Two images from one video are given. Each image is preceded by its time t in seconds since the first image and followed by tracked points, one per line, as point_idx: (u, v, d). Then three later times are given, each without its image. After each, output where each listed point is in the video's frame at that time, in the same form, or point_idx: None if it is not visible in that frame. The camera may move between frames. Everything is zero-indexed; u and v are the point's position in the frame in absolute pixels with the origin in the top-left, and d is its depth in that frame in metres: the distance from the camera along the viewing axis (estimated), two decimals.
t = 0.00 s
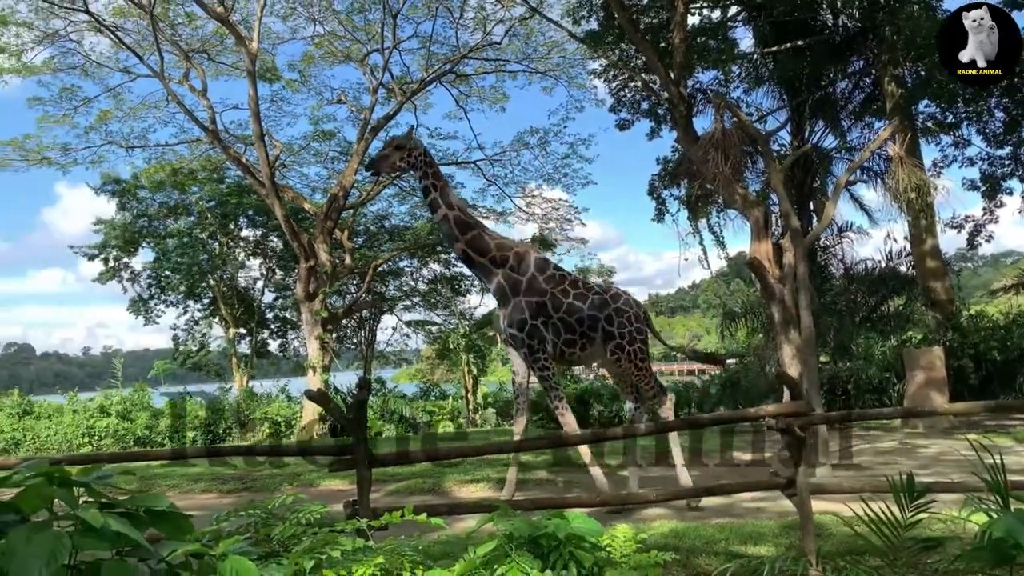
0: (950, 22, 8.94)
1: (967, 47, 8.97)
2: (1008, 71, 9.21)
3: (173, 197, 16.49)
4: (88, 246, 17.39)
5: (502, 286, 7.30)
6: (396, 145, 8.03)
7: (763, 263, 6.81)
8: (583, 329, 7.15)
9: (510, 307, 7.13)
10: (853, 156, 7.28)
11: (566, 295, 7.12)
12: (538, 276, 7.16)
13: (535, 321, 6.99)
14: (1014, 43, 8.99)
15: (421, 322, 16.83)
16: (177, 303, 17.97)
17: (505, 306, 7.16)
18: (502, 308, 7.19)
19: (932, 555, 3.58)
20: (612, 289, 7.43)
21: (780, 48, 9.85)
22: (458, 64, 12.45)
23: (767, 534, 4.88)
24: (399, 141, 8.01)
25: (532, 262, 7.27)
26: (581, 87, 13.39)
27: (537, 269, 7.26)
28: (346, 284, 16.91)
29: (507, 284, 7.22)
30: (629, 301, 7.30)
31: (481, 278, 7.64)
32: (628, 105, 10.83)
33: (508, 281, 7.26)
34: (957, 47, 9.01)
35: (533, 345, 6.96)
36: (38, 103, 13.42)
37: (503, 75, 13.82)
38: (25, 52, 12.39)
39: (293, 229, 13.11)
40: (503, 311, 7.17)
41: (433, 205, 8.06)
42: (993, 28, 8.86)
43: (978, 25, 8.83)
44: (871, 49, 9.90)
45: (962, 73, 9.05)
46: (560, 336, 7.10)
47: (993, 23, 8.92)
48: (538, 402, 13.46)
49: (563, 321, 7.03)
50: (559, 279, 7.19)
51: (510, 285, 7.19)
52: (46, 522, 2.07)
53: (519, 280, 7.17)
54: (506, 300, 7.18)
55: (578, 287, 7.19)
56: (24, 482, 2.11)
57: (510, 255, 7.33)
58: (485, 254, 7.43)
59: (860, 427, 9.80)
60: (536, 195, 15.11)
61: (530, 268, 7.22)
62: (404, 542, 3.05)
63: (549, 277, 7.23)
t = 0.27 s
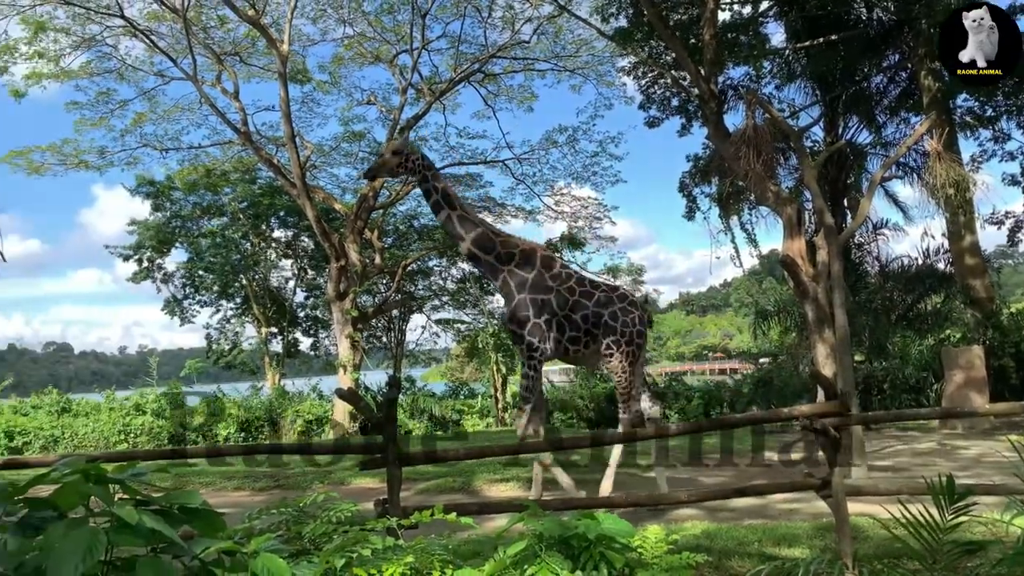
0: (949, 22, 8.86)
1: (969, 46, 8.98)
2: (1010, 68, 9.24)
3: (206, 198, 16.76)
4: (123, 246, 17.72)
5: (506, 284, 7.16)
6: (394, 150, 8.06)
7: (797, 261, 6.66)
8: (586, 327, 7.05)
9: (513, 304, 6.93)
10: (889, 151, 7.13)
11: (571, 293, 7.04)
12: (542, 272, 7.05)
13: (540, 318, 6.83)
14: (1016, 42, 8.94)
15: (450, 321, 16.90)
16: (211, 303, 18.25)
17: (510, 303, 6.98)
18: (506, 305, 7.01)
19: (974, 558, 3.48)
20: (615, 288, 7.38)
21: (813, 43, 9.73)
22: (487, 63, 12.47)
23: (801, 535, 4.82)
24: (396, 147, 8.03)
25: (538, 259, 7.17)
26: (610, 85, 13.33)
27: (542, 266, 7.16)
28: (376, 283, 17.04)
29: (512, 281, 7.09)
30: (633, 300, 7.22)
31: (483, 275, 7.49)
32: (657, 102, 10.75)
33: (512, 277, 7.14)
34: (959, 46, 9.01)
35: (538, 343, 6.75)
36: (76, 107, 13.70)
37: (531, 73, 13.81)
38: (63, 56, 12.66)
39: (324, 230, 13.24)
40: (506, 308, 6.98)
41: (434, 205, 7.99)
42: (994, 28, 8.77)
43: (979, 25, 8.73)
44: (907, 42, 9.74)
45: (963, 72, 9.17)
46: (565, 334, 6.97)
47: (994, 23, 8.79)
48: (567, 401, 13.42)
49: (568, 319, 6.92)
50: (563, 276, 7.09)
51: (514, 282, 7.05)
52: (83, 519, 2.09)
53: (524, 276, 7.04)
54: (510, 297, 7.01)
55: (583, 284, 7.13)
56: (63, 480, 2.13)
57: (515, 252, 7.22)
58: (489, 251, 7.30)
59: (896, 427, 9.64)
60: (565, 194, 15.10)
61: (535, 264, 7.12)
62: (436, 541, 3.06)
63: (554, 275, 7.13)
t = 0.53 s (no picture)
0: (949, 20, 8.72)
1: (968, 47, 8.71)
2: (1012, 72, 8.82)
3: (236, 200, 17.00)
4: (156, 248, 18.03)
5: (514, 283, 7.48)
6: (395, 157, 8.47)
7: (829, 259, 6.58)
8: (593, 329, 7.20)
9: (519, 302, 7.25)
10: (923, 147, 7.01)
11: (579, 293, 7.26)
12: (551, 272, 7.35)
13: (544, 317, 7.10)
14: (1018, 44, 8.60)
15: (477, 320, 16.93)
16: (242, 304, 18.51)
17: (515, 301, 7.29)
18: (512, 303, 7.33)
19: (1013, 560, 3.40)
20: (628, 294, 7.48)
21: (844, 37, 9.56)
22: (513, 62, 12.48)
23: (834, 537, 4.75)
24: (400, 154, 8.39)
25: (547, 259, 7.48)
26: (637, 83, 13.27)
27: (551, 268, 7.45)
28: (404, 283, 17.13)
29: (520, 281, 7.40)
30: (642, 306, 7.31)
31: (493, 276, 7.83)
32: (685, 99, 10.65)
33: (521, 277, 7.46)
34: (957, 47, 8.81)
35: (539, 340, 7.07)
36: (110, 112, 13.96)
37: (558, 72, 13.80)
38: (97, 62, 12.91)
39: (352, 230, 13.35)
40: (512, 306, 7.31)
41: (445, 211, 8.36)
42: (994, 27, 8.54)
43: (979, 25, 8.54)
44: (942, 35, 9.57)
45: (961, 73, 8.85)
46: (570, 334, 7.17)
47: (995, 23, 8.56)
48: (595, 400, 13.38)
49: (574, 319, 7.12)
50: (572, 279, 7.33)
51: (523, 281, 7.38)
52: (118, 517, 2.12)
53: (533, 276, 7.34)
54: (516, 295, 7.33)
55: (593, 286, 7.33)
56: (99, 478, 2.19)
57: (524, 252, 7.57)
58: (499, 252, 7.65)
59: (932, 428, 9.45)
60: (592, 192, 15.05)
61: (544, 265, 7.42)
62: (465, 540, 3.07)
63: (564, 276, 7.39)
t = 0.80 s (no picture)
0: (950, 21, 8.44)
1: (968, 47, 8.42)
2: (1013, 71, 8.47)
3: (278, 201, 17.25)
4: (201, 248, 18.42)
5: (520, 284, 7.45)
6: (413, 155, 8.52)
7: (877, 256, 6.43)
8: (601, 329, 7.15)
9: (524, 305, 7.21)
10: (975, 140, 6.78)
11: (587, 294, 7.21)
12: (556, 274, 7.29)
13: (550, 319, 7.06)
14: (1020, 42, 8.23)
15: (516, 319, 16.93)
16: (284, 303, 18.82)
17: (520, 303, 7.25)
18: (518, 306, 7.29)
19: None
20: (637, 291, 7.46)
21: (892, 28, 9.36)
22: (551, 60, 12.46)
23: (883, 540, 4.64)
24: (415, 152, 8.48)
25: (553, 260, 7.42)
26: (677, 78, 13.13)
27: (558, 268, 7.41)
28: (443, 282, 17.21)
29: (525, 283, 7.35)
30: (652, 302, 7.30)
31: (501, 277, 7.82)
32: (727, 94, 10.51)
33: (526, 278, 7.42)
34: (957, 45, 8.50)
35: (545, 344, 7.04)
36: (156, 116, 14.29)
37: (597, 69, 13.73)
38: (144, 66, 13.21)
39: (392, 230, 13.46)
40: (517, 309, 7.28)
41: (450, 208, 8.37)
42: (994, 27, 8.21)
43: (978, 25, 8.23)
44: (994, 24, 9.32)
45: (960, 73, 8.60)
46: (578, 335, 7.13)
47: (994, 22, 8.25)
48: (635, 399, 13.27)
49: (581, 320, 7.07)
50: (579, 279, 7.28)
51: (529, 283, 7.32)
52: (166, 511, 2.16)
53: (539, 277, 7.28)
54: (521, 298, 7.29)
55: (600, 285, 7.28)
56: (148, 473, 2.22)
57: (530, 253, 7.52)
58: (505, 253, 7.62)
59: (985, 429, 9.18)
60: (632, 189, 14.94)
61: (550, 266, 7.37)
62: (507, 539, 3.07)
63: (570, 276, 7.34)
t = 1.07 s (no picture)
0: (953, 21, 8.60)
1: (968, 46, 8.64)
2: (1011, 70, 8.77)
3: (307, 201, 17.43)
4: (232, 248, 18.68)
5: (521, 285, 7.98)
6: (418, 152, 8.93)
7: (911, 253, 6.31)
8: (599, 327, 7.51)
9: (522, 305, 7.73)
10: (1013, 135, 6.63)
11: (584, 293, 7.57)
12: (553, 275, 7.71)
13: (547, 319, 7.54)
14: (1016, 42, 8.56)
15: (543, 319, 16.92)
16: (313, 303, 19.02)
17: (520, 303, 7.79)
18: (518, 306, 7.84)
19: None
20: (637, 288, 7.72)
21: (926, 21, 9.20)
22: (578, 58, 12.44)
23: (919, 542, 4.57)
24: (420, 149, 8.85)
25: (552, 261, 7.85)
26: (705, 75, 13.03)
27: (556, 268, 7.82)
28: (470, 281, 17.25)
29: (524, 283, 7.86)
30: (648, 300, 7.53)
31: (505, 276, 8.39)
32: (757, 91, 10.41)
33: (526, 278, 7.93)
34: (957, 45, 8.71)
35: (542, 342, 7.54)
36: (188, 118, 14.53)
37: (625, 66, 13.67)
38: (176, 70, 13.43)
39: (420, 230, 13.55)
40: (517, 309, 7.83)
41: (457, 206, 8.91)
42: (994, 28, 8.46)
43: (979, 25, 8.44)
44: None
45: (961, 73, 8.83)
46: (576, 334, 7.53)
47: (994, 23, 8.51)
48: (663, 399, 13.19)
49: (577, 319, 7.47)
50: (578, 278, 7.65)
51: (528, 283, 7.83)
52: (199, 509, 2.19)
53: (536, 278, 7.77)
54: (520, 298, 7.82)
55: (598, 285, 7.60)
56: (181, 471, 2.26)
57: (529, 255, 7.99)
58: (506, 255, 8.13)
59: None
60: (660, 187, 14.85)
61: (548, 266, 7.81)
62: (534, 538, 3.07)
63: (568, 276, 7.74)
